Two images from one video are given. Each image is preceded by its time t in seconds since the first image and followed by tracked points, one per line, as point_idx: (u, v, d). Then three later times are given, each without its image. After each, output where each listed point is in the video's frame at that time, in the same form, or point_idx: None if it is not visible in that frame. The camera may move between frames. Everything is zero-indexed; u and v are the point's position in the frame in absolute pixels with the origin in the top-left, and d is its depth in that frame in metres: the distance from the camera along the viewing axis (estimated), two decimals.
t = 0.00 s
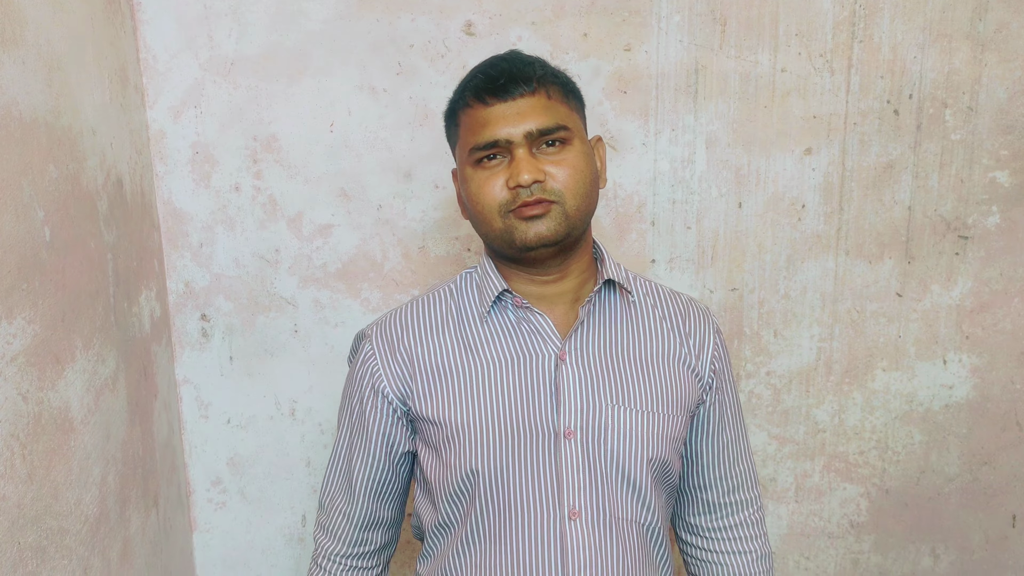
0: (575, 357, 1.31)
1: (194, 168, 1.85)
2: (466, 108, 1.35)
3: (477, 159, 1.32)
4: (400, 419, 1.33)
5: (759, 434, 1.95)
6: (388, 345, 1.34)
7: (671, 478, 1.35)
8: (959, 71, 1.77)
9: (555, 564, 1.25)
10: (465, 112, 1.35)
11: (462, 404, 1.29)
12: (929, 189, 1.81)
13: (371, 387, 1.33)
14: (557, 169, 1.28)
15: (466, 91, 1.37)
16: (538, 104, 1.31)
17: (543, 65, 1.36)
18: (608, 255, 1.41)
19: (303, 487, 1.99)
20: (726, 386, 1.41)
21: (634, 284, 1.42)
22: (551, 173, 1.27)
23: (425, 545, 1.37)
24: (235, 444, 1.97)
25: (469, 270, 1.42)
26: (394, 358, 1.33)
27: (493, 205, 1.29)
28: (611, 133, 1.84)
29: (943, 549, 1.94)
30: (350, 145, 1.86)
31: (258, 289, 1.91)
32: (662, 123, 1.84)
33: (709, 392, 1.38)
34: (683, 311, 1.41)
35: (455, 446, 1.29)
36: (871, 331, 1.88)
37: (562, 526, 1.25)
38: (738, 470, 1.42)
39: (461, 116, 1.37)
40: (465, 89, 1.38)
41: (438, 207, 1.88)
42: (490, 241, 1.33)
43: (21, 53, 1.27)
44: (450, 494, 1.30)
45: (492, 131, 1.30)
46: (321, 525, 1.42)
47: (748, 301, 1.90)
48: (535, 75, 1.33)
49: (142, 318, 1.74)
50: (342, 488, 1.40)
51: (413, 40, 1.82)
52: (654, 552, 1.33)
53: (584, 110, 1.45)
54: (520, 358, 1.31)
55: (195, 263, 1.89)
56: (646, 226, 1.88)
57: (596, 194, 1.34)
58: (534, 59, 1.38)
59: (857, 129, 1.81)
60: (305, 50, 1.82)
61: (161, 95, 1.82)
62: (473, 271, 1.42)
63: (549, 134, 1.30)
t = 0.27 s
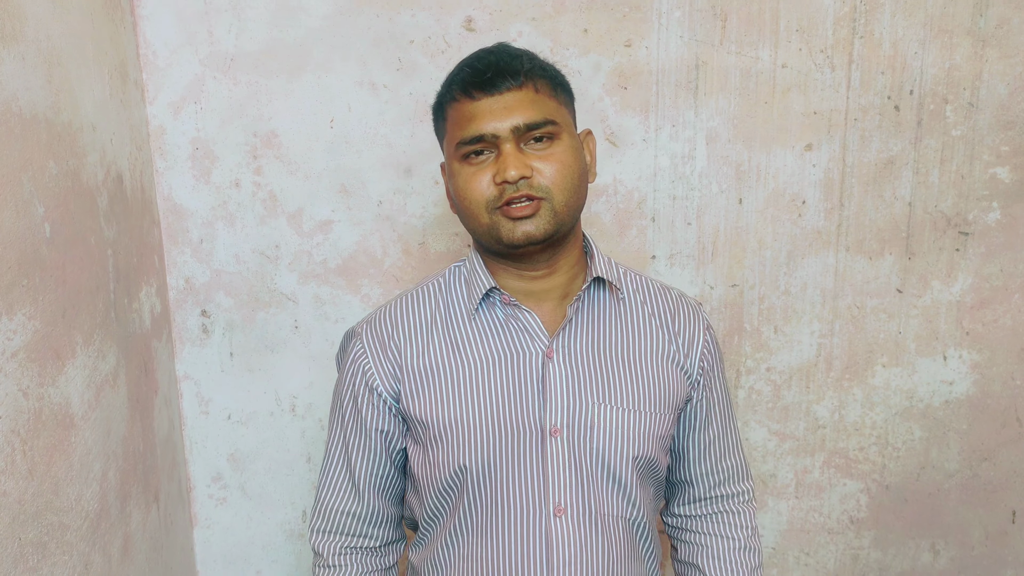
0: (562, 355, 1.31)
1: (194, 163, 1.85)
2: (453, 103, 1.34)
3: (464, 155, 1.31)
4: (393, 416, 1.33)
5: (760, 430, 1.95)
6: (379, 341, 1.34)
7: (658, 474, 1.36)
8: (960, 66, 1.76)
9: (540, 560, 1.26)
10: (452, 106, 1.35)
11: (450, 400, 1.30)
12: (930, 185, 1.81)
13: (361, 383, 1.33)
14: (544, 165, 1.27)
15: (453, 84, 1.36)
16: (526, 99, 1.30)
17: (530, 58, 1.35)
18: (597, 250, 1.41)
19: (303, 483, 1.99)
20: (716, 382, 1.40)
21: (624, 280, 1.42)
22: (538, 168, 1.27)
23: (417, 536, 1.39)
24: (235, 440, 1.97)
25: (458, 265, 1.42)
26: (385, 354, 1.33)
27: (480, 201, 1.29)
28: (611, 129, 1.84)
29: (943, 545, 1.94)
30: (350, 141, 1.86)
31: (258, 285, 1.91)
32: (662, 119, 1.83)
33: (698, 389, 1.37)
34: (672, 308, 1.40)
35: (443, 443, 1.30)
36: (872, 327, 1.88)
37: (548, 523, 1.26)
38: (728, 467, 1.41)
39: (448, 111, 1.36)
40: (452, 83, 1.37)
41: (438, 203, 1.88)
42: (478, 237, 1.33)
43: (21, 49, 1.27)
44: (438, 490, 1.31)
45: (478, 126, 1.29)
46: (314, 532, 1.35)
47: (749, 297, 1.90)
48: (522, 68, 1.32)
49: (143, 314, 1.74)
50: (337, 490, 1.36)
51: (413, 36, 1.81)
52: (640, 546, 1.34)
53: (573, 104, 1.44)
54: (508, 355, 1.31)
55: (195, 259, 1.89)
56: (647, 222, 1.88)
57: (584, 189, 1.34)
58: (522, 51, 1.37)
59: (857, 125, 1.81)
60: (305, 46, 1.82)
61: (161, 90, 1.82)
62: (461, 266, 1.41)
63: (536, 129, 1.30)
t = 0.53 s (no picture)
0: (556, 344, 1.32)
1: (194, 161, 1.85)
2: (443, 114, 1.33)
3: (454, 165, 1.31)
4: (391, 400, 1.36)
5: (760, 428, 1.95)
6: (379, 328, 1.37)
7: (654, 464, 1.36)
8: (961, 64, 1.76)
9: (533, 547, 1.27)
10: (442, 116, 1.33)
11: (446, 387, 1.32)
12: (931, 182, 1.81)
13: (361, 367, 1.36)
14: (533, 176, 1.27)
15: (442, 92, 1.34)
16: (514, 110, 1.28)
17: (519, 63, 1.32)
18: (591, 243, 1.41)
19: (303, 481, 1.99)
20: (714, 371, 1.39)
21: (619, 273, 1.41)
22: (527, 180, 1.27)
23: (416, 525, 1.40)
24: (236, 438, 1.97)
25: (456, 259, 1.43)
26: (384, 339, 1.36)
27: (471, 212, 1.29)
28: (611, 127, 1.84)
29: (943, 543, 1.94)
30: (351, 139, 1.85)
31: (258, 283, 1.91)
32: (663, 117, 1.83)
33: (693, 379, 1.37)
34: (667, 299, 1.40)
35: (439, 430, 1.31)
36: (872, 325, 1.88)
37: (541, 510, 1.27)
38: (731, 456, 1.38)
39: (439, 118, 1.35)
40: (442, 90, 1.35)
41: (439, 201, 1.88)
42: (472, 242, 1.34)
43: (21, 47, 1.27)
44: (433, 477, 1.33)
45: (467, 139, 1.28)
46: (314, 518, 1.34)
47: (749, 295, 1.89)
48: (511, 77, 1.30)
49: (143, 312, 1.74)
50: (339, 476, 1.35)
51: (413, 33, 1.81)
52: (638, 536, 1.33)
53: (567, 99, 1.42)
54: (502, 344, 1.33)
55: (196, 257, 1.89)
56: (647, 220, 1.88)
57: (575, 193, 1.34)
58: (511, 56, 1.34)
59: (858, 123, 1.81)
60: (305, 44, 1.82)
61: (161, 88, 1.82)
62: (459, 260, 1.42)
63: (525, 141, 1.28)
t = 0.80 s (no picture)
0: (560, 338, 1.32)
1: (194, 160, 1.85)
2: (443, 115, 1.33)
3: (456, 163, 1.31)
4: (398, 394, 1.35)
5: (760, 428, 1.95)
6: (385, 321, 1.37)
7: (660, 459, 1.35)
8: (961, 63, 1.76)
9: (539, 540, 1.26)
10: (442, 118, 1.34)
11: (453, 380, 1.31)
12: (931, 181, 1.81)
13: (368, 360, 1.35)
14: (534, 168, 1.26)
15: (442, 93, 1.35)
16: (511, 105, 1.28)
17: (514, 61, 1.33)
18: (596, 239, 1.42)
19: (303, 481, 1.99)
20: (718, 365, 1.39)
21: (623, 269, 1.41)
22: (528, 172, 1.26)
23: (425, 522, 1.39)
24: (236, 437, 1.97)
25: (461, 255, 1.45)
26: (391, 332, 1.35)
27: (473, 207, 1.28)
28: (611, 126, 1.84)
29: (943, 542, 1.94)
30: (351, 138, 1.86)
31: (258, 283, 1.91)
32: (663, 116, 1.83)
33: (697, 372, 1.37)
34: (672, 293, 1.40)
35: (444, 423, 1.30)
36: (872, 325, 1.88)
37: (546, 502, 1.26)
38: (736, 448, 1.37)
39: (439, 119, 1.35)
40: (441, 92, 1.36)
41: (439, 200, 1.88)
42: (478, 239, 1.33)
43: (21, 46, 1.27)
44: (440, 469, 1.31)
45: (467, 136, 1.28)
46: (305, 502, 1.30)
47: (749, 294, 1.89)
48: (507, 74, 1.30)
49: (143, 311, 1.74)
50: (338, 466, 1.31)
51: (413, 33, 1.81)
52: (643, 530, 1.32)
53: (563, 96, 1.42)
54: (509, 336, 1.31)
55: (196, 256, 1.89)
56: (647, 220, 1.88)
57: (577, 184, 1.33)
58: (507, 55, 1.35)
59: (858, 122, 1.81)
60: (305, 43, 1.82)
61: (161, 87, 1.82)
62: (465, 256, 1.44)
63: (524, 135, 1.28)
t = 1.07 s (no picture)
0: (569, 336, 1.31)
1: (193, 160, 1.85)
2: (450, 111, 1.34)
3: (461, 159, 1.31)
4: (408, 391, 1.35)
5: (759, 427, 1.95)
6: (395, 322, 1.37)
7: (663, 459, 1.34)
8: (960, 63, 1.76)
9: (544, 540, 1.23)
10: (450, 114, 1.34)
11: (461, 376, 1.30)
12: (930, 181, 1.81)
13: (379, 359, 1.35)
14: (537, 165, 1.27)
15: (449, 90, 1.36)
16: (516, 101, 1.28)
17: (520, 58, 1.33)
18: (601, 240, 1.42)
19: (302, 480, 1.99)
20: (720, 369, 1.41)
21: (628, 270, 1.42)
22: (531, 169, 1.26)
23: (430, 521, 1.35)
24: (235, 436, 1.97)
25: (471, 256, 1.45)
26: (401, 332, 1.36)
27: (478, 202, 1.28)
28: (610, 126, 1.84)
29: (941, 542, 1.94)
30: (350, 138, 1.85)
31: (257, 282, 1.91)
32: (662, 116, 1.83)
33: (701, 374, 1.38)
34: (676, 296, 1.41)
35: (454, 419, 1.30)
36: (871, 325, 1.88)
37: (552, 502, 1.23)
38: (732, 450, 1.40)
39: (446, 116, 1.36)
40: (448, 90, 1.37)
41: (438, 200, 1.88)
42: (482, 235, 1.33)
43: (20, 45, 1.27)
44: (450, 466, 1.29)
45: (472, 132, 1.28)
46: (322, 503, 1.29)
47: (748, 294, 1.89)
48: (512, 71, 1.31)
49: (142, 310, 1.74)
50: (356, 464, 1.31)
51: (412, 32, 1.81)
52: (646, 531, 1.31)
53: (570, 96, 1.43)
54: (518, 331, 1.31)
55: (195, 256, 1.89)
56: (646, 220, 1.88)
57: (581, 181, 1.33)
58: (513, 53, 1.36)
59: (857, 122, 1.81)
60: (305, 42, 1.81)
61: (160, 86, 1.81)
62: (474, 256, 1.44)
63: (528, 131, 1.28)
